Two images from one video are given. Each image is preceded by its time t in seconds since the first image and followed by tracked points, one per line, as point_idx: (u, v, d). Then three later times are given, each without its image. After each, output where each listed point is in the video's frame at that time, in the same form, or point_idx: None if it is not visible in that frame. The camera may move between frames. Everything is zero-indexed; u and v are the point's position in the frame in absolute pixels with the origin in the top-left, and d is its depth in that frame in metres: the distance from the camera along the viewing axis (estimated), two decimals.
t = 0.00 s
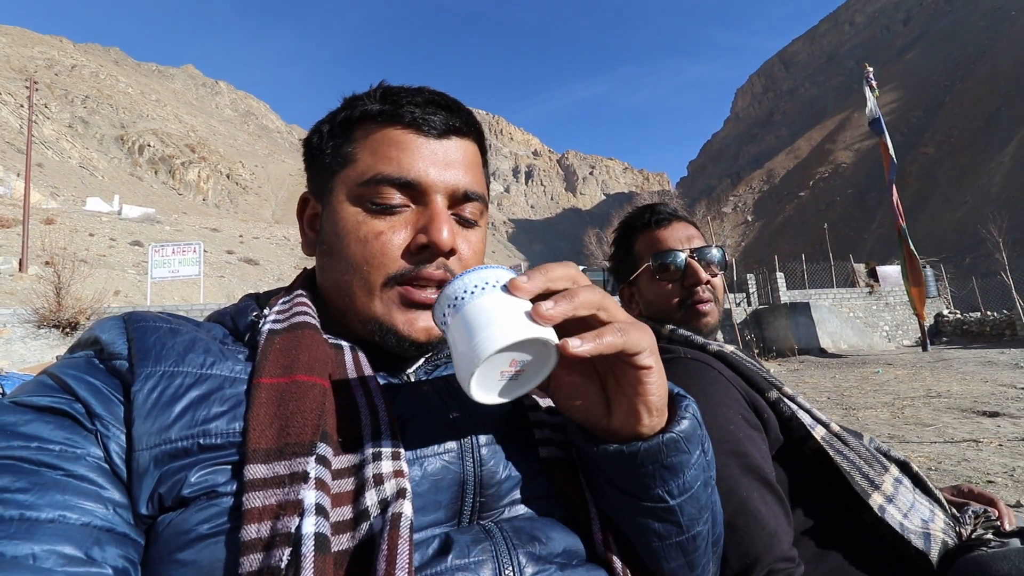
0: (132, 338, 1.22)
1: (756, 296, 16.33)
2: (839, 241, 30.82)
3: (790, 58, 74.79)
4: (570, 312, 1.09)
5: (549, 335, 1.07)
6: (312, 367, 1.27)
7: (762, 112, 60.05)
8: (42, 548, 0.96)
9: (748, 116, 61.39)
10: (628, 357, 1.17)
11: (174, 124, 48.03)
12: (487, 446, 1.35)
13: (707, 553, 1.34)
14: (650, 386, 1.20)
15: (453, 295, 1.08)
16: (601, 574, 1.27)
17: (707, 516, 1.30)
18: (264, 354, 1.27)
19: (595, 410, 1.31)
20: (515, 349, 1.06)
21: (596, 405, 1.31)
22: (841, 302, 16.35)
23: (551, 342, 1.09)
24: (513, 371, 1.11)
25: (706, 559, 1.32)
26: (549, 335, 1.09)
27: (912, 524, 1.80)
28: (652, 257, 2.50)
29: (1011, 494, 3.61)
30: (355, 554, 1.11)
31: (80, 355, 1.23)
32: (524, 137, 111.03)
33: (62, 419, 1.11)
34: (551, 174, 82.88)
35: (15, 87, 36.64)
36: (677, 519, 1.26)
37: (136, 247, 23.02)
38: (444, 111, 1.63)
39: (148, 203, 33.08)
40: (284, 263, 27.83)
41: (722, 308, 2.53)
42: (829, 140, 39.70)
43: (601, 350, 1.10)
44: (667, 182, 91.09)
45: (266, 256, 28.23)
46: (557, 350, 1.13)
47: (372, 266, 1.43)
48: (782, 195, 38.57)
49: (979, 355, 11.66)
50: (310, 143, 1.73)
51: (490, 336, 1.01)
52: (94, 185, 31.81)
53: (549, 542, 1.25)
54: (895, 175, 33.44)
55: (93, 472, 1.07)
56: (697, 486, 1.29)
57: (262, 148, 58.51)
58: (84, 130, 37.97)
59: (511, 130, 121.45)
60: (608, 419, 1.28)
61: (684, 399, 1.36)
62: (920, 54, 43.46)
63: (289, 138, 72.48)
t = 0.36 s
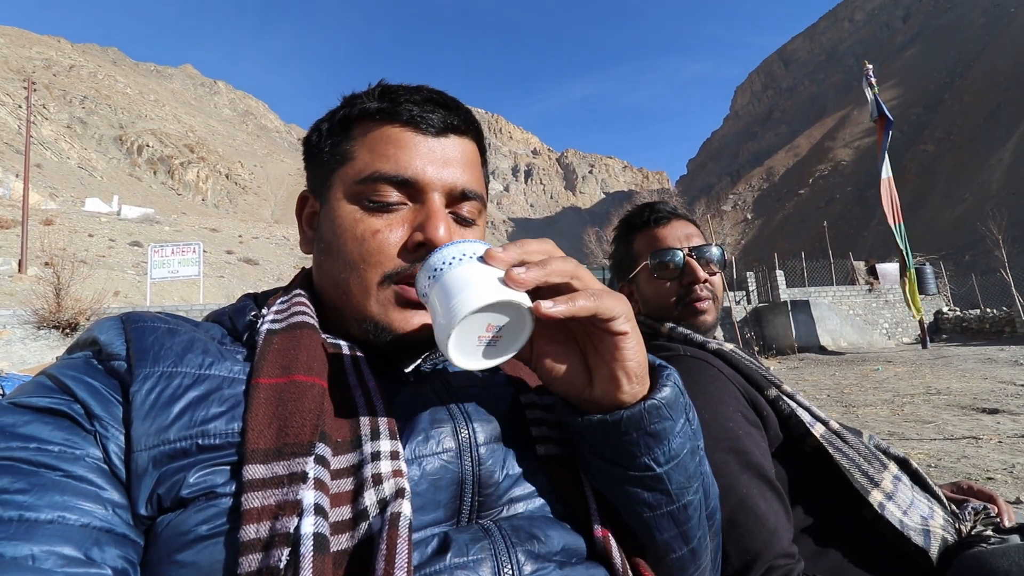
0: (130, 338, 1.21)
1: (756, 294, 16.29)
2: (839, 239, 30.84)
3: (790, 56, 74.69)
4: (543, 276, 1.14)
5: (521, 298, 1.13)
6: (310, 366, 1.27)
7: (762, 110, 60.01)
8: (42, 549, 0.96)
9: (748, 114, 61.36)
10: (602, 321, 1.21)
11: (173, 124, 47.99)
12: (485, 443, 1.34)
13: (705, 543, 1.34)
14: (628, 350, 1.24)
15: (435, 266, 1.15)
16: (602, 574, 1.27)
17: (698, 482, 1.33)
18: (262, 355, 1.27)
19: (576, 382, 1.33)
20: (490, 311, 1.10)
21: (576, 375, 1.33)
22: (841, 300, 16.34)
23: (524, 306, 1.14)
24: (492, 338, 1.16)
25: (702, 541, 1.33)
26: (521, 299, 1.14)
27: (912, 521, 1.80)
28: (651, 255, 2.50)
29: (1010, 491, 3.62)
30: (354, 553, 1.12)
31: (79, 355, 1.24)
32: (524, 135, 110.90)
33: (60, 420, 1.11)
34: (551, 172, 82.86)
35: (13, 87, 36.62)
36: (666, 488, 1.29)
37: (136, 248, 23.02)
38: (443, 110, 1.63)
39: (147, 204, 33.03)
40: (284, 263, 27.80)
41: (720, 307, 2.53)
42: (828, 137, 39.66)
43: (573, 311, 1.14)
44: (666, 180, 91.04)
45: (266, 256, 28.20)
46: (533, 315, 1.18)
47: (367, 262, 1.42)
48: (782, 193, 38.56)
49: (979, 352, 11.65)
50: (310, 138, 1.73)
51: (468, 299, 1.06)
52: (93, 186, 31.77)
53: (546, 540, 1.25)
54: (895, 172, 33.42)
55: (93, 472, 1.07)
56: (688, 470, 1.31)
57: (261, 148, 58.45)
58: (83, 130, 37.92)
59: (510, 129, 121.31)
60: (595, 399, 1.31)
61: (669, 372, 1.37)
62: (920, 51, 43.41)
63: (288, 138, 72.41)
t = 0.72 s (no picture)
0: (132, 340, 1.22)
1: (756, 296, 16.27)
2: (838, 241, 30.87)
3: (790, 59, 74.87)
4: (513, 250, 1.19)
5: (493, 264, 1.17)
6: (309, 370, 1.28)
7: (762, 112, 60.11)
8: (43, 551, 0.96)
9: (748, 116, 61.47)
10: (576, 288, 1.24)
11: (173, 125, 48.05)
12: (484, 446, 1.34)
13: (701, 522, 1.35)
14: (602, 316, 1.28)
15: (413, 242, 1.22)
16: None
17: (687, 450, 1.34)
18: (263, 358, 1.27)
19: (557, 357, 1.35)
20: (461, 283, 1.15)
21: (557, 350, 1.36)
22: (840, 302, 16.34)
23: (497, 272, 1.19)
24: (468, 305, 1.18)
25: (699, 517, 1.33)
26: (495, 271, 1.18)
27: (912, 524, 1.80)
28: (648, 259, 2.51)
29: (1010, 493, 3.62)
30: (353, 555, 1.12)
31: (80, 357, 1.24)
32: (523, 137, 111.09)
33: (63, 423, 1.11)
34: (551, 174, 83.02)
35: (14, 89, 36.67)
36: (652, 454, 1.30)
37: (136, 249, 23.04)
38: (437, 109, 1.64)
39: (147, 205, 33.08)
40: (284, 265, 27.81)
41: (718, 313, 2.52)
42: (828, 139, 39.70)
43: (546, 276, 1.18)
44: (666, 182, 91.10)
45: (265, 258, 28.22)
46: (509, 282, 1.22)
47: (362, 260, 1.41)
48: (782, 195, 38.60)
49: (978, 354, 11.66)
50: (308, 142, 1.74)
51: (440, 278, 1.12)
52: (93, 187, 31.79)
53: (545, 542, 1.25)
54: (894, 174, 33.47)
55: (94, 474, 1.07)
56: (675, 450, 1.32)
57: (261, 149, 58.52)
58: (83, 131, 37.98)
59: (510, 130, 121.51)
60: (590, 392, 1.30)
61: (657, 351, 1.38)
62: (919, 54, 43.51)
63: (288, 140, 72.50)
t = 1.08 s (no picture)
0: (128, 341, 1.22)
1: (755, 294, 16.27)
2: (838, 239, 30.88)
3: (789, 56, 74.83)
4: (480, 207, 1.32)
5: (458, 215, 1.30)
6: (306, 367, 1.29)
7: (761, 110, 60.09)
8: (41, 553, 0.96)
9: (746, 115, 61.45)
10: (540, 239, 1.35)
11: (172, 127, 48.05)
12: (481, 444, 1.34)
13: (706, 468, 1.36)
14: (571, 265, 1.36)
15: (385, 208, 1.32)
16: None
17: (674, 398, 1.35)
18: (260, 358, 1.27)
19: (533, 316, 1.39)
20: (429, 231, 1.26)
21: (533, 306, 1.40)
22: (840, 299, 16.32)
23: (462, 222, 1.31)
24: (437, 257, 1.28)
25: (699, 464, 1.35)
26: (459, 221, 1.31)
27: (912, 522, 1.80)
28: (653, 256, 2.50)
29: (1010, 490, 3.61)
30: (352, 554, 1.12)
31: (77, 359, 1.24)
32: (522, 136, 111.06)
33: (59, 424, 1.11)
34: (550, 174, 83.07)
35: (12, 91, 36.68)
36: (639, 398, 1.32)
37: (135, 251, 23.02)
38: (417, 101, 1.65)
39: (146, 207, 33.06)
40: (283, 266, 27.80)
41: (721, 310, 2.52)
42: (826, 137, 39.68)
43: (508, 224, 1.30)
44: (665, 181, 91.02)
45: (265, 259, 28.20)
46: (475, 231, 1.34)
47: (349, 247, 1.41)
48: (781, 193, 38.62)
49: (978, 351, 11.65)
50: (294, 145, 1.75)
51: (405, 225, 1.24)
52: (91, 189, 31.77)
53: (544, 541, 1.26)
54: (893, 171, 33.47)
55: (92, 475, 1.07)
56: (665, 388, 1.33)
57: (259, 150, 58.51)
58: (81, 133, 37.96)
59: (509, 129, 121.48)
60: (583, 356, 1.31)
61: (645, 322, 1.39)
62: (917, 51, 43.54)
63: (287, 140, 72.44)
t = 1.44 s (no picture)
0: (131, 342, 1.22)
1: (756, 299, 16.29)
2: (838, 244, 30.92)
3: (789, 61, 75.09)
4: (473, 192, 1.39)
5: (452, 202, 1.35)
6: (308, 368, 1.28)
7: (762, 115, 60.25)
8: (45, 552, 0.96)
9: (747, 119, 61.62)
10: (532, 227, 1.39)
11: (173, 126, 48.12)
12: (482, 446, 1.34)
13: (707, 450, 1.37)
14: (565, 252, 1.39)
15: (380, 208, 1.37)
16: None
17: (680, 398, 1.35)
18: (261, 359, 1.28)
19: (531, 308, 1.41)
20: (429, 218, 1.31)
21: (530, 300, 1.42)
22: (840, 304, 16.34)
23: (455, 209, 1.36)
24: (436, 243, 1.32)
25: (700, 451, 1.35)
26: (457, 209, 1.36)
27: (910, 529, 1.81)
28: (662, 259, 2.49)
29: (1009, 497, 3.61)
30: (354, 554, 1.12)
31: (80, 359, 1.24)
32: (522, 138, 111.20)
33: (62, 424, 1.11)
34: (551, 176, 83.26)
35: (14, 89, 36.68)
36: (639, 395, 1.32)
37: (135, 249, 23.05)
38: (405, 101, 1.67)
39: (147, 205, 33.10)
40: (284, 266, 27.82)
41: (726, 316, 2.53)
42: (827, 142, 39.74)
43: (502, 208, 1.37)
44: (666, 184, 91.11)
45: (265, 258, 28.22)
46: (471, 216, 1.39)
47: (349, 242, 1.42)
48: (781, 197, 38.69)
49: (978, 357, 11.67)
50: (286, 151, 1.76)
51: (403, 211, 1.28)
52: (92, 187, 31.81)
53: (544, 544, 1.26)
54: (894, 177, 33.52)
55: (94, 476, 1.07)
56: (662, 370, 1.34)
57: (260, 149, 58.53)
58: (83, 131, 38.03)
59: (510, 131, 121.72)
60: (582, 346, 1.32)
61: (644, 309, 1.39)
62: (918, 56, 43.63)
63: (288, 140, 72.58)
